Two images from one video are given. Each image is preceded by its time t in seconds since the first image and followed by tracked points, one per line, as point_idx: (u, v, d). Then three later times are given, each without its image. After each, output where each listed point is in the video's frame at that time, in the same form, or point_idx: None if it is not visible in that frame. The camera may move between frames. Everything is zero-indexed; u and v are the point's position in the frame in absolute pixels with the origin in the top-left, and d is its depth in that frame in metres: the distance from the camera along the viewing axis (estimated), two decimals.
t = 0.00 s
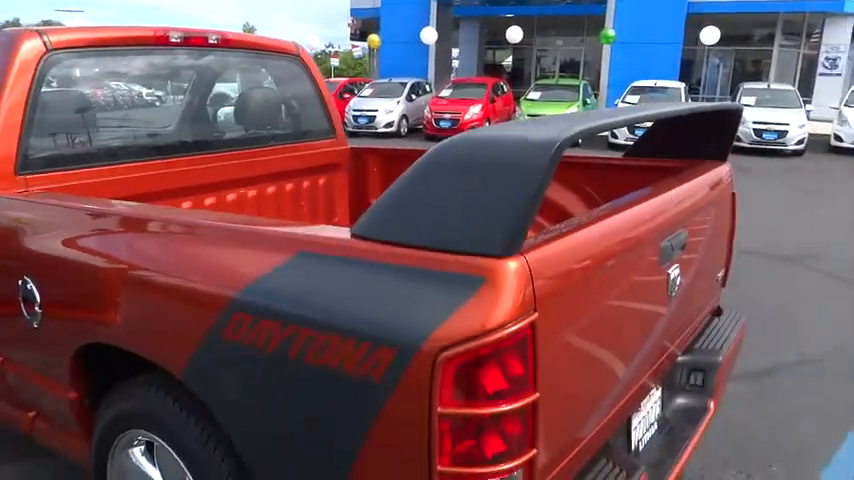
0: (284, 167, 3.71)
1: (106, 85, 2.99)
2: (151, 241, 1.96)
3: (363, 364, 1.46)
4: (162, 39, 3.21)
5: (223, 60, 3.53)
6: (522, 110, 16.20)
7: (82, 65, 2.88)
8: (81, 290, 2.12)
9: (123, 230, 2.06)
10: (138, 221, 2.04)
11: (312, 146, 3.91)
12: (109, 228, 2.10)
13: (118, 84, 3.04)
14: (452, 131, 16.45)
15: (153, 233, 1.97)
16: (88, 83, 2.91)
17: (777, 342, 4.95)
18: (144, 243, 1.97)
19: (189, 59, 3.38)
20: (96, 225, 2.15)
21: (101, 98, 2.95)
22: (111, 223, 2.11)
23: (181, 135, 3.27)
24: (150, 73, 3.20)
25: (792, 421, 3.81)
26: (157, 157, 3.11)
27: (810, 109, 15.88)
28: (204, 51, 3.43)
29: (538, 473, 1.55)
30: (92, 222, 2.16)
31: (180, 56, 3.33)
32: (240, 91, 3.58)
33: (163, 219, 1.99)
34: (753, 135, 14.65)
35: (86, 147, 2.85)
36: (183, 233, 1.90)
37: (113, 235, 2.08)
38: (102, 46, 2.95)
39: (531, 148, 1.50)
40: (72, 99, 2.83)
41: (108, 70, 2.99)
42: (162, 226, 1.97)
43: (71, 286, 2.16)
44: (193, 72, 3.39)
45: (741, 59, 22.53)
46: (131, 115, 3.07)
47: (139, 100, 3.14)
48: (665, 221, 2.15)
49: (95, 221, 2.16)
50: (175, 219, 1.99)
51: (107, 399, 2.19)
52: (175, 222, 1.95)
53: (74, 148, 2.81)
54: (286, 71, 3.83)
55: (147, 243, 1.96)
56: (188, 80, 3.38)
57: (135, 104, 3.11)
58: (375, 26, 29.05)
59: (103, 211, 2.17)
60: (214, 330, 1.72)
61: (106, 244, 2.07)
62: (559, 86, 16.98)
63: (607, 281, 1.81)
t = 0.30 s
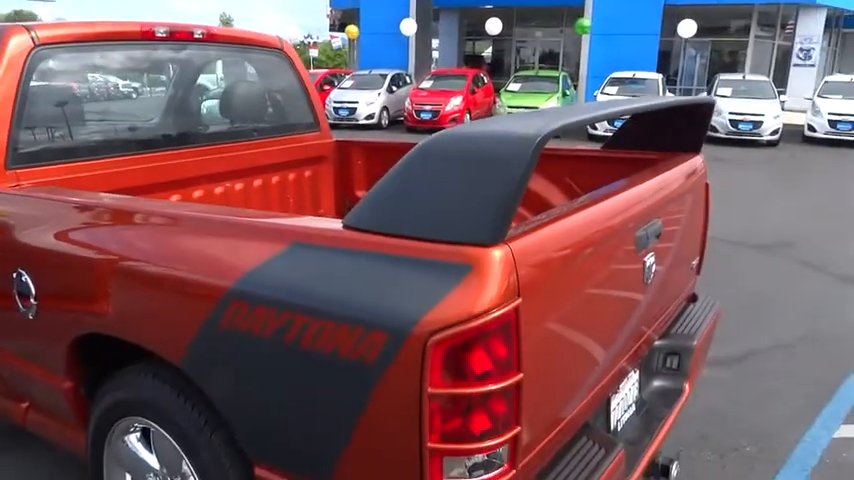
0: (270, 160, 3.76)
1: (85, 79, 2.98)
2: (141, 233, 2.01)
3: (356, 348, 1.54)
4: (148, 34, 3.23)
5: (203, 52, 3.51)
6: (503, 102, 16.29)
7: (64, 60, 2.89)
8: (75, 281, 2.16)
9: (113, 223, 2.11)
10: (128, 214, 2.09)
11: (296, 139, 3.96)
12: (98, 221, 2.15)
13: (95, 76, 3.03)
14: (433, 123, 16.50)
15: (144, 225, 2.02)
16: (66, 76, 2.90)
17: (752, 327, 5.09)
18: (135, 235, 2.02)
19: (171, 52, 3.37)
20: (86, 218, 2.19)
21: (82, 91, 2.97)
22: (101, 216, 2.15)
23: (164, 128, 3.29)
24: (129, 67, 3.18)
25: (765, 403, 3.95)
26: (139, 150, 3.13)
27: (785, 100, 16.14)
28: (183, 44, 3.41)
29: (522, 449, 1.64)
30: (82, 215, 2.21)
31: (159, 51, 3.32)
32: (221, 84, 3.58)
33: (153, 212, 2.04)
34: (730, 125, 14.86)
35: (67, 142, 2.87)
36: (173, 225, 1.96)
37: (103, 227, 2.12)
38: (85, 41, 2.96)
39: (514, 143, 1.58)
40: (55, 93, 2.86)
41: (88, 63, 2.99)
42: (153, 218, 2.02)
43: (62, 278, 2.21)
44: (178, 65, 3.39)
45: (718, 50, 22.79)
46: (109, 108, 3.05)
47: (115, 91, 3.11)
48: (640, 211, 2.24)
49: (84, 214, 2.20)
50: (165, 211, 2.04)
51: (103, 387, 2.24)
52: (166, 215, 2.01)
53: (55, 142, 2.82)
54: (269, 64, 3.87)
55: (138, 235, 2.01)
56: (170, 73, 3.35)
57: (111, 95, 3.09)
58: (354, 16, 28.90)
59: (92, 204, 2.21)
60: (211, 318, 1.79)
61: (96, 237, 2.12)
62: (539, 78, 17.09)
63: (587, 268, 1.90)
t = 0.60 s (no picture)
0: (269, 154, 3.79)
1: (85, 75, 3.01)
2: (143, 227, 2.05)
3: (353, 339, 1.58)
4: (148, 30, 3.26)
5: (202, 48, 3.54)
6: (502, 95, 16.31)
7: (67, 56, 2.93)
8: (79, 274, 2.20)
9: (114, 216, 2.15)
10: (129, 208, 2.13)
11: (295, 133, 4.00)
12: (100, 214, 2.19)
13: (94, 71, 3.06)
14: (433, 116, 16.52)
15: (144, 218, 2.06)
16: (66, 72, 2.93)
17: (748, 318, 5.13)
18: (136, 228, 2.06)
19: (170, 47, 3.40)
20: (88, 211, 2.23)
21: (82, 86, 3.00)
22: (102, 210, 2.19)
23: (163, 123, 3.33)
24: (129, 62, 3.20)
25: (760, 393, 4.00)
26: (138, 145, 3.16)
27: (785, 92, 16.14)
28: (182, 39, 3.44)
29: (515, 437, 1.68)
30: (83, 209, 2.24)
31: (158, 47, 3.35)
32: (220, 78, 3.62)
33: (154, 205, 2.08)
34: (729, 117, 14.87)
35: (67, 137, 2.90)
36: (174, 218, 1.99)
37: (105, 221, 2.16)
38: (86, 37, 3.00)
39: (506, 138, 1.62)
40: (55, 89, 2.89)
41: (89, 59, 3.03)
42: (153, 212, 2.06)
43: (65, 270, 2.25)
44: (177, 61, 3.42)
45: (718, 42, 22.76)
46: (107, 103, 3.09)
47: (114, 86, 3.13)
48: (635, 203, 2.28)
49: (86, 208, 2.24)
50: (165, 205, 2.08)
51: (107, 377, 2.29)
52: (166, 208, 2.05)
53: (56, 138, 2.86)
54: (268, 58, 3.90)
55: (139, 228, 2.05)
56: (170, 67, 3.39)
57: (110, 90, 3.12)
58: (355, 8, 28.87)
59: (93, 198, 2.25)
60: (212, 310, 1.83)
61: (98, 230, 2.16)
62: (538, 70, 17.09)
63: (581, 260, 1.93)
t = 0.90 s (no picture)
0: (271, 146, 3.81)
1: (89, 67, 3.03)
2: (146, 217, 2.07)
3: (353, 327, 1.61)
4: (151, 24, 3.28)
5: (205, 41, 3.56)
6: (505, 89, 16.30)
7: (71, 49, 2.95)
8: (82, 264, 2.23)
9: (117, 207, 2.17)
10: (132, 199, 2.15)
11: (298, 126, 4.01)
12: (103, 205, 2.21)
13: (98, 64, 3.08)
14: (436, 110, 16.52)
15: (147, 210, 2.08)
16: (70, 64, 2.95)
17: (749, 313, 5.15)
18: (139, 219, 2.09)
19: (173, 40, 3.42)
20: (91, 203, 2.25)
21: (86, 78, 3.02)
22: (106, 201, 2.22)
23: (167, 115, 3.35)
24: (132, 55, 3.22)
25: (760, 386, 4.01)
26: (141, 137, 3.18)
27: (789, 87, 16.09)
28: (186, 32, 3.46)
29: (512, 425, 1.70)
30: (87, 200, 2.27)
31: (162, 39, 3.37)
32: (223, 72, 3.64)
33: (156, 196, 2.10)
34: (733, 112, 14.85)
35: (71, 129, 2.92)
36: (176, 209, 2.02)
37: (108, 212, 2.19)
38: (90, 30, 3.02)
39: (505, 129, 1.64)
40: (59, 82, 2.91)
41: (94, 52, 3.05)
42: (155, 204, 2.08)
43: (69, 261, 2.27)
44: (180, 54, 3.44)
45: (722, 37, 22.70)
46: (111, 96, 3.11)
47: (118, 79, 3.15)
48: (634, 195, 2.29)
49: (89, 199, 2.26)
50: (167, 196, 2.10)
51: (110, 366, 2.32)
52: (169, 199, 2.07)
53: (60, 130, 2.88)
54: (271, 51, 3.91)
55: (142, 219, 2.08)
56: (174, 61, 3.41)
57: (114, 83, 3.13)
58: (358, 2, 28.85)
59: (97, 189, 2.27)
60: (214, 299, 1.86)
61: (102, 221, 2.19)
62: (542, 65, 17.07)
63: (580, 251, 1.95)
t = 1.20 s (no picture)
0: (278, 139, 3.83)
1: (97, 61, 3.05)
2: (154, 208, 2.09)
3: (359, 315, 1.63)
4: (158, 17, 3.29)
5: (212, 34, 3.58)
6: (512, 83, 16.27)
7: (79, 42, 2.97)
8: (91, 255, 2.25)
9: (125, 198, 2.19)
10: (140, 190, 2.17)
11: (304, 119, 4.02)
12: (111, 196, 2.23)
13: (105, 58, 3.10)
14: (442, 103, 16.50)
15: (155, 201, 2.10)
16: (78, 58, 2.97)
17: (756, 306, 5.15)
18: (147, 210, 2.11)
19: (180, 34, 3.44)
20: (100, 193, 2.27)
21: (94, 72, 3.04)
22: (114, 192, 2.24)
23: (174, 109, 3.36)
24: (140, 48, 3.25)
25: (766, 379, 4.02)
26: (153, 129, 3.21)
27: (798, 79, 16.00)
28: (193, 25, 3.48)
29: (516, 414, 1.72)
30: (96, 191, 2.29)
31: (169, 32, 3.39)
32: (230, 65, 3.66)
33: (164, 187, 2.12)
34: (742, 105, 14.78)
35: (80, 122, 2.94)
36: (184, 200, 2.04)
37: (116, 203, 2.21)
38: (98, 23, 3.03)
39: (509, 119, 1.65)
40: (67, 75, 2.93)
41: (101, 45, 3.07)
42: (163, 194, 2.10)
43: (78, 252, 2.30)
44: (187, 47, 3.46)
45: (731, 29, 22.55)
46: (119, 89, 3.13)
47: (126, 74, 3.17)
48: (639, 186, 2.29)
49: (98, 190, 2.29)
50: (175, 187, 2.12)
51: (118, 355, 2.34)
52: (176, 190, 2.09)
53: (69, 123, 2.90)
54: (277, 44, 3.92)
55: (150, 210, 2.10)
56: (180, 54, 3.43)
57: (122, 78, 3.16)
58: None
59: (105, 180, 2.29)
60: (221, 288, 1.87)
61: (110, 211, 2.21)
62: (549, 58, 17.02)
63: (585, 241, 1.96)
